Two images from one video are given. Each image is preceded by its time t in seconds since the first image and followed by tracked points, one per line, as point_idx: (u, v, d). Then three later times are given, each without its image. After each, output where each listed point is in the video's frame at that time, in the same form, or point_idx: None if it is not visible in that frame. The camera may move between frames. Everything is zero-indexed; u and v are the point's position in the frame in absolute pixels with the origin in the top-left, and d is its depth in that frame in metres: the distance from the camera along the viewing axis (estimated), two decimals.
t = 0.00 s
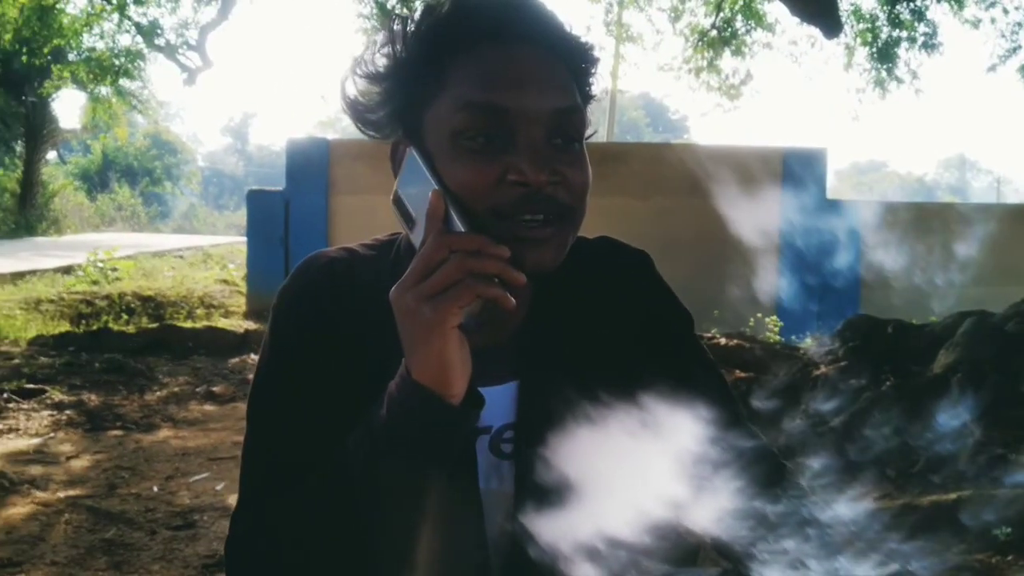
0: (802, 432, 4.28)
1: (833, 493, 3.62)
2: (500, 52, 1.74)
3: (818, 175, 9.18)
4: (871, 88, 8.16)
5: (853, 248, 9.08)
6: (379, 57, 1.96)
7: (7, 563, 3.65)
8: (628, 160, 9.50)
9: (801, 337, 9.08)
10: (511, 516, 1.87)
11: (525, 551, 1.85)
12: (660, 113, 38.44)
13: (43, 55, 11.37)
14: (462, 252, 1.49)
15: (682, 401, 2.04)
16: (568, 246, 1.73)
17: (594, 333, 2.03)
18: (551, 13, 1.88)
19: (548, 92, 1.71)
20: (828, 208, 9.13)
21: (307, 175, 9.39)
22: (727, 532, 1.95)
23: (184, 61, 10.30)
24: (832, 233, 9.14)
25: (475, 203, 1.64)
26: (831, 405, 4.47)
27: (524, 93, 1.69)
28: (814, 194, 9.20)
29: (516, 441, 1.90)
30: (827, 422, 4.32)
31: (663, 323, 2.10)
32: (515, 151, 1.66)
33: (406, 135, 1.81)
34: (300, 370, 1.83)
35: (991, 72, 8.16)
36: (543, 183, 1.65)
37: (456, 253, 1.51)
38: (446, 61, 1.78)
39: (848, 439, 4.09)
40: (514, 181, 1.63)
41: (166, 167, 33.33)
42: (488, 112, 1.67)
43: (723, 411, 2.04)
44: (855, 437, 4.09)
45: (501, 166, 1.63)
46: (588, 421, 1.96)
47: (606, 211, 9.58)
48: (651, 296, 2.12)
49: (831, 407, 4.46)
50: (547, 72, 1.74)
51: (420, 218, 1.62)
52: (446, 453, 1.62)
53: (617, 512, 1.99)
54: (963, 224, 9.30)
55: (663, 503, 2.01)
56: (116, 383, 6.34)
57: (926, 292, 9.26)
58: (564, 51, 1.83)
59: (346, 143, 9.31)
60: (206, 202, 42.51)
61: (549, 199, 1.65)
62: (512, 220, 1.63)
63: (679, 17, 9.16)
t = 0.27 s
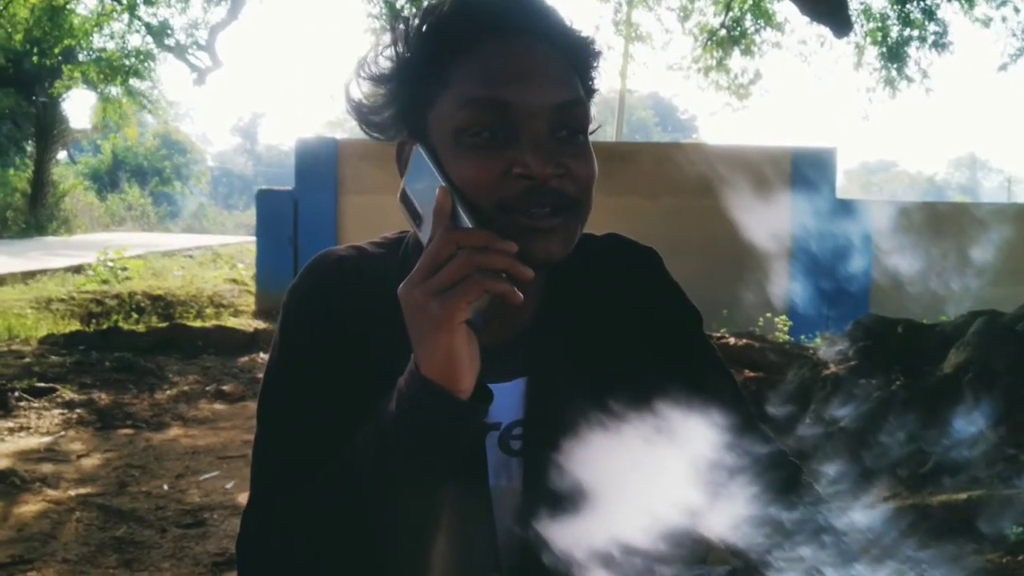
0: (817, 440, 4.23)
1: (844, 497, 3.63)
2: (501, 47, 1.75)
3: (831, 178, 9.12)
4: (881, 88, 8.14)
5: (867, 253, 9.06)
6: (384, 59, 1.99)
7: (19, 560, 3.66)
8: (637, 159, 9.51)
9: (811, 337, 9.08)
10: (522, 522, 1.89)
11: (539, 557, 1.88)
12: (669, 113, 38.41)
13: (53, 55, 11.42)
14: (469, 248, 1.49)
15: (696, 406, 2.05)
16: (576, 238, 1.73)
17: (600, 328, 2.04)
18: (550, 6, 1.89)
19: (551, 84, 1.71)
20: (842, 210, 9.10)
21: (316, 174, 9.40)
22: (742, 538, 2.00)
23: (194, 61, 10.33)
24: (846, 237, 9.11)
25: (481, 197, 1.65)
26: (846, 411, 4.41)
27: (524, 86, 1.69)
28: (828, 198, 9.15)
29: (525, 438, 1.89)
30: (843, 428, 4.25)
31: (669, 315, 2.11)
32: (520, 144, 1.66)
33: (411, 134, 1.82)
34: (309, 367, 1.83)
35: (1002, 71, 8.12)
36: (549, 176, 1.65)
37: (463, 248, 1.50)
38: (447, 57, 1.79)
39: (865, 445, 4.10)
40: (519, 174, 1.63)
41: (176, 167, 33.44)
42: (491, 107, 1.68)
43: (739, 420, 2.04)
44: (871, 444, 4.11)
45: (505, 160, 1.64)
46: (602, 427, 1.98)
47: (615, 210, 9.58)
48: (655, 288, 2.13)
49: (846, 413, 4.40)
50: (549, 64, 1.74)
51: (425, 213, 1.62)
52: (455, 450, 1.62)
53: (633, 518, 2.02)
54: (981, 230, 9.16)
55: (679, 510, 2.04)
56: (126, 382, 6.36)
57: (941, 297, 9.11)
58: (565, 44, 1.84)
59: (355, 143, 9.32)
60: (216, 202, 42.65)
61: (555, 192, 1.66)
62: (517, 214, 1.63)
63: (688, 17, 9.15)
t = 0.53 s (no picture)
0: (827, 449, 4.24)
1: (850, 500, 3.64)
2: (488, 40, 1.76)
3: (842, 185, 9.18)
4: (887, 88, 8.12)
5: (878, 260, 9.08)
6: (370, 68, 2.00)
7: (25, 560, 3.67)
8: (641, 160, 9.51)
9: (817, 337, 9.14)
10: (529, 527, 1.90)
11: (547, 563, 1.89)
12: (675, 112, 38.45)
13: (59, 55, 11.44)
14: (467, 244, 1.49)
15: (704, 412, 2.07)
16: (575, 229, 1.73)
17: (599, 325, 2.06)
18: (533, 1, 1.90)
19: (540, 74, 1.73)
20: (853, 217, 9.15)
21: (322, 174, 9.40)
22: (752, 545, 1.98)
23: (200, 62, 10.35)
24: (858, 243, 9.13)
25: (477, 192, 1.65)
26: (856, 418, 4.41)
27: (512, 78, 1.70)
28: (839, 203, 9.19)
29: (528, 436, 1.91)
30: (854, 437, 4.26)
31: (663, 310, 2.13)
32: (513, 136, 1.67)
33: (405, 134, 1.84)
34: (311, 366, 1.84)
35: (1009, 70, 8.10)
36: (543, 163, 1.66)
37: (461, 244, 1.50)
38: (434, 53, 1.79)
39: (872, 451, 4.15)
40: (513, 163, 1.65)
41: (182, 167, 33.52)
42: (482, 98, 1.68)
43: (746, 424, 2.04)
44: (880, 450, 4.15)
45: (498, 151, 1.65)
46: (608, 434, 2.00)
47: (619, 210, 9.55)
48: (651, 284, 2.16)
49: (856, 420, 4.39)
50: (536, 55, 1.75)
51: (423, 211, 1.63)
52: (456, 443, 1.62)
53: (641, 524, 2.03)
54: (994, 237, 9.09)
55: (689, 517, 2.06)
56: (132, 382, 6.37)
57: (953, 304, 9.08)
58: (551, 36, 1.85)
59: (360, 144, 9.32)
60: (222, 203, 42.76)
61: (551, 176, 1.67)
62: (513, 204, 1.64)
63: (693, 16, 9.14)
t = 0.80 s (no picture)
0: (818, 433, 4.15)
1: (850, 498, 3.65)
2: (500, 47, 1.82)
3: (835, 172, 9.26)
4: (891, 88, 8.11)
5: (870, 247, 9.17)
6: (384, 66, 2.08)
7: (31, 560, 3.68)
8: (646, 160, 9.48)
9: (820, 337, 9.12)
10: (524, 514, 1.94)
11: (538, 547, 1.92)
12: (680, 112, 38.40)
13: (64, 55, 11.45)
14: (471, 251, 1.51)
15: (693, 397, 2.15)
16: (576, 239, 1.81)
17: (603, 329, 2.09)
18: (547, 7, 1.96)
19: (547, 83, 1.79)
20: (845, 204, 9.23)
21: (326, 175, 9.41)
22: (742, 530, 2.03)
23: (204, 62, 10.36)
24: (849, 231, 9.22)
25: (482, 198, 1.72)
26: (847, 404, 4.42)
27: (523, 89, 1.77)
28: (832, 192, 9.26)
29: (531, 443, 1.95)
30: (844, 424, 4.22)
31: (664, 313, 2.18)
32: (520, 144, 1.74)
33: (413, 136, 1.90)
34: (316, 370, 1.84)
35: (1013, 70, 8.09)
36: (548, 173, 1.73)
37: (464, 251, 1.52)
38: (445, 57, 1.86)
39: (863, 437, 4.01)
40: (519, 171, 1.71)
41: (187, 167, 33.53)
42: (489, 105, 1.75)
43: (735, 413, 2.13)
44: (870, 435, 4.00)
45: (505, 158, 1.71)
46: (603, 415, 2.04)
47: (622, 210, 9.50)
48: (656, 291, 2.20)
49: (846, 406, 4.40)
50: (545, 63, 1.82)
51: (428, 216, 1.68)
52: (461, 449, 1.63)
53: (631, 510, 2.07)
54: (982, 224, 9.37)
55: (679, 501, 2.11)
56: (136, 382, 6.38)
57: (944, 292, 9.29)
58: (563, 42, 1.91)
59: (364, 144, 9.31)
60: (227, 202, 42.78)
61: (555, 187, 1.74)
62: (516, 211, 1.70)
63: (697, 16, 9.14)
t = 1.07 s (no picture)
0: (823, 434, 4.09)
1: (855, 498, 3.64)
2: (512, 50, 1.86)
3: (839, 171, 9.19)
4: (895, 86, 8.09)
5: (875, 245, 9.14)
6: (393, 63, 2.11)
7: (32, 560, 3.66)
8: (647, 159, 9.44)
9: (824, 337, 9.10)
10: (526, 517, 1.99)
11: (544, 550, 1.97)
12: (682, 111, 38.29)
13: (64, 54, 11.42)
14: (481, 253, 1.52)
15: (698, 397, 2.16)
16: (587, 240, 1.86)
17: (611, 329, 2.11)
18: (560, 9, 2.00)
19: (560, 87, 1.84)
20: (850, 204, 9.20)
21: (327, 175, 9.37)
22: (748, 533, 2.05)
23: (205, 61, 10.34)
24: (854, 230, 9.20)
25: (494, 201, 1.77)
26: (853, 405, 4.38)
27: (535, 92, 1.82)
28: (835, 190, 9.21)
29: (538, 442, 1.98)
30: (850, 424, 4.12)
31: (673, 313, 2.19)
32: (531, 147, 1.79)
33: (424, 137, 1.95)
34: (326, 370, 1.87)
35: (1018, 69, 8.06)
36: (560, 176, 1.78)
37: (474, 253, 1.53)
38: (458, 59, 1.91)
39: (870, 438, 3.98)
40: (530, 175, 1.76)
41: (187, 167, 33.47)
42: (501, 107, 1.80)
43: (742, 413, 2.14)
44: (877, 436, 3.99)
45: (516, 162, 1.76)
46: (606, 419, 2.06)
47: (625, 209, 9.50)
48: (667, 291, 2.22)
49: (853, 407, 4.37)
50: (558, 67, 1.87)
51: (439, 218, 1.74)
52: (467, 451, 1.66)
53: (636, 513, 2.12)
54: (988, 224, 9.39)
55: (684, 503, 2.15)
56: (137, 382, 6.36)
57: (950, 292, 9.33)
58: (575, 46, 1.95)
59: (366, 144, 9.29)
60: (227, 202, 42.71)
61: (567, 190, 1.79)
62: (525, 213, 1.76)
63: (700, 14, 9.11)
